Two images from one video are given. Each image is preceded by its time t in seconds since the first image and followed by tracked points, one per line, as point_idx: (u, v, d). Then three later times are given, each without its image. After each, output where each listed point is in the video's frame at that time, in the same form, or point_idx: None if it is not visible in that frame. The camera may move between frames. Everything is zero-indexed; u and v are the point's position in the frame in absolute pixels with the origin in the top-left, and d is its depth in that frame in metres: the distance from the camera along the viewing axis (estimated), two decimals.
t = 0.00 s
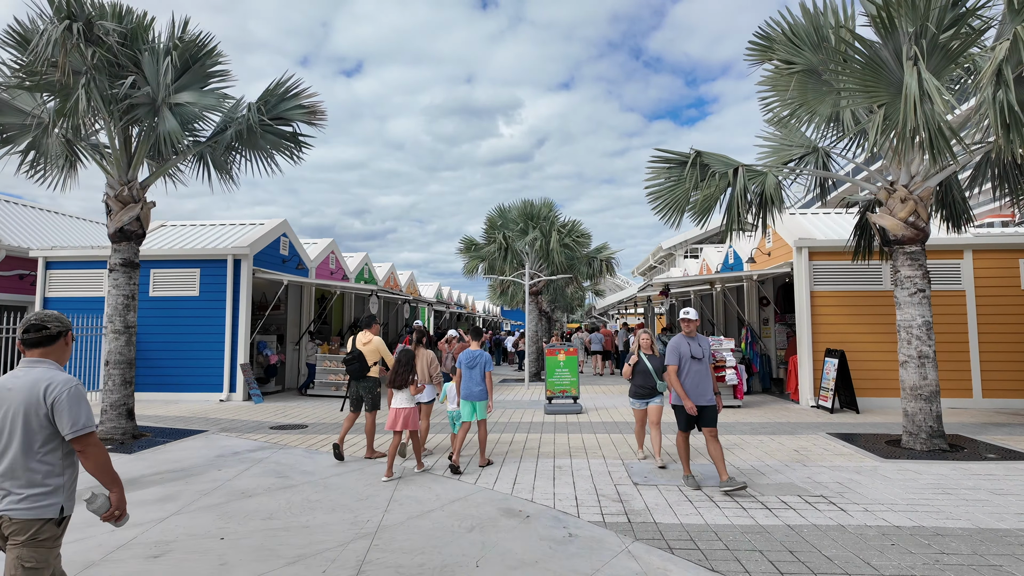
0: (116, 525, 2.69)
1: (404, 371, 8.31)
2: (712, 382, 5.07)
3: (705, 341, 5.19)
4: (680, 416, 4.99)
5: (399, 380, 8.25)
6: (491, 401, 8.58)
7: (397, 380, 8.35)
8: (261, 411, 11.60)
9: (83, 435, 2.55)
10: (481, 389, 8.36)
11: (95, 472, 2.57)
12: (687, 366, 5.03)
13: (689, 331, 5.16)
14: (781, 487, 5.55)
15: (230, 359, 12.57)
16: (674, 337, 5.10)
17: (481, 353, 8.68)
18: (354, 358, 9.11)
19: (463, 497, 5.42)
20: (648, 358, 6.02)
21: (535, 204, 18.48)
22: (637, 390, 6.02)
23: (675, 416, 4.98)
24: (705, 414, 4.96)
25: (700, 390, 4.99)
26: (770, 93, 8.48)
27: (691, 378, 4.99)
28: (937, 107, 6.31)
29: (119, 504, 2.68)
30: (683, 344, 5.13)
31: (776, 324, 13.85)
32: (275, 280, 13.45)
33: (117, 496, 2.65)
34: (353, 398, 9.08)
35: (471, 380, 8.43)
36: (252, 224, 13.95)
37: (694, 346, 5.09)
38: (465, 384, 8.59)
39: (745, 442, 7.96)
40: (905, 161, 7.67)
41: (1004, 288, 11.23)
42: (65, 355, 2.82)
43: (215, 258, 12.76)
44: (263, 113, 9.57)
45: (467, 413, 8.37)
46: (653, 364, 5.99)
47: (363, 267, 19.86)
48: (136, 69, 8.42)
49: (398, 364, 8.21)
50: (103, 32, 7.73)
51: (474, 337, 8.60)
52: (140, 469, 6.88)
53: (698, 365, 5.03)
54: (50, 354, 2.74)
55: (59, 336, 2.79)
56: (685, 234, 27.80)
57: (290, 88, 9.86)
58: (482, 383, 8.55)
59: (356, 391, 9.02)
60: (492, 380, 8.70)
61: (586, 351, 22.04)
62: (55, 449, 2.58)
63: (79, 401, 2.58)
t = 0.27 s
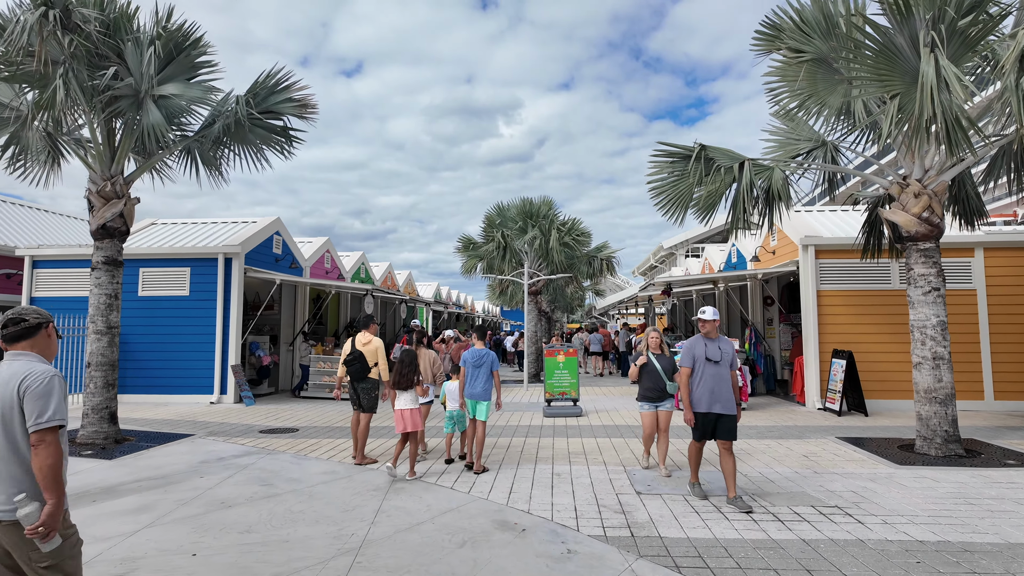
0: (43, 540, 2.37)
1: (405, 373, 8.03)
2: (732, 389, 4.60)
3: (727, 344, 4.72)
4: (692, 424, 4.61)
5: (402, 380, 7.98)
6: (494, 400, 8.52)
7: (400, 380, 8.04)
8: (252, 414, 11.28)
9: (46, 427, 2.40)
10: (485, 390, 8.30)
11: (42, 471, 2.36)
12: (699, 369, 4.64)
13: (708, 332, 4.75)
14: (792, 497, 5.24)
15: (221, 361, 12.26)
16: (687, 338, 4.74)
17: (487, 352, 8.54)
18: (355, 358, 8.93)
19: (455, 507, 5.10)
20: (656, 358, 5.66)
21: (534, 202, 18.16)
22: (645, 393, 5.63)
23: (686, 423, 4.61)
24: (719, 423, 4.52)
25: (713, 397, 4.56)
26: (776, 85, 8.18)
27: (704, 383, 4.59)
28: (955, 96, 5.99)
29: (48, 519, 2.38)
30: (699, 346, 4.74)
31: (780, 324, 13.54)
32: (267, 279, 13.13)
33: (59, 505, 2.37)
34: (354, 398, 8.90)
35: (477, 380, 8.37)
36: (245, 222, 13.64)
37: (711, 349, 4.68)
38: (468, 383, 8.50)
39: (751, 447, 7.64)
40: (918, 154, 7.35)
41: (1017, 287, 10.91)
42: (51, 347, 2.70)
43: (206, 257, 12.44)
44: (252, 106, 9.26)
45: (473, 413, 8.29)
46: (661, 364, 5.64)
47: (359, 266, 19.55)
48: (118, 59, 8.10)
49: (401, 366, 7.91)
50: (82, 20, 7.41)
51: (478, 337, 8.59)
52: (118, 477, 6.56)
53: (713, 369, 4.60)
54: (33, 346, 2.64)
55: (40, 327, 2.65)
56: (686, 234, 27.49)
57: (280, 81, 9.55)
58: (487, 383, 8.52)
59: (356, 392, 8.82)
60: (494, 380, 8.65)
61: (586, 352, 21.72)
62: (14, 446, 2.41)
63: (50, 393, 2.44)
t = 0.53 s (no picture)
0: None
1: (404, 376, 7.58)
2: (750, 391, 4.16)
3: (747, 342, 4.29)
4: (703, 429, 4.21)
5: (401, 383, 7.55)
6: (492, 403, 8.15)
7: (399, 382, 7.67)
8: (241, 416, 10.95)
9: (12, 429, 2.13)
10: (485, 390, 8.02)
11: None
12: (712, 369, 4.25)
13: (725, 329, 4.35)
14: (803, 507, 4.89)
15: (210, 361, 11.92)
16: (700, 335, 4.38)
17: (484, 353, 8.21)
18: (348, 360, 8.51)
19: (443, 519, 4.76)
20: (662, 360, 5.20)
21: (532, 199, 17.83)
22: (651, 399, 5.16)
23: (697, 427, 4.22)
24: (734, 429, 4.09)
25: (727, 399, 4.14)
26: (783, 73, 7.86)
27: (716, 383, 4.18)
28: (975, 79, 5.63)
29: None
30: (714, 344, 4.36)
31: (784, 323, 13.20)
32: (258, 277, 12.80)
33: None
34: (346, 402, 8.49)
35: (473, 382, 8.01)
36: (235, 219, 13.30)
37: (726, 347, 4.27)
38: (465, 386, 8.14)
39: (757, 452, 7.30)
40: (932, 143, 7.01)
41: None
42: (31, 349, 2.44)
43: (194, 254, 12.11)
44: (237, 96, 8.92)
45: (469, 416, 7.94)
46: (669, 367, 5.17)
47: (355, 265, 19.20)
48: (95, 47, 7.77)
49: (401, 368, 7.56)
50: (56, 4, 7.07)
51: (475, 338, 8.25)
52: (91, 484, 6.22)
53: (727, 369, 4.19)
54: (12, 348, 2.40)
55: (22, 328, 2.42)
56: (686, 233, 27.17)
57: (266, 70, 9.22)
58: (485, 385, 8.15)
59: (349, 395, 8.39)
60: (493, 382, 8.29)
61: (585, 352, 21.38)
62: None
63: (26, 395, 2.19)
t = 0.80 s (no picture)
0: None
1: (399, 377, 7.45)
2: (768, 402, 3.84)
3: (765, 346, 3.94)
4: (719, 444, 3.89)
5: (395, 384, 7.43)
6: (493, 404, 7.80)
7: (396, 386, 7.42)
8: (230, 420, 10.63)
9: (26, 449, 2.20)
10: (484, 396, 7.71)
11: (15, 500, 2.16)
12: (728, 378, 3.90)
13: (741, 333, 3.99)
14: (817, 523, 4.58)
15: (199, 363, 11.61)
16: (714, 340, 4.02)
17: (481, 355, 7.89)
18: (342, 363, 8.35)
19: (432, 537, 4.44)
20: (667, 367, 4.89)
21: (531, 198, 17.50)
22: (655, 408, 4.81)
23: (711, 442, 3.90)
24: (752, 444, 3.77)
25: (744, 411, 3.81)
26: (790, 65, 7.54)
27: (733, 394, 3.85)
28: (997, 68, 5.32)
29: (24, 552, 2.17)
30: (728, 350, 4.01)
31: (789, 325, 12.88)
32: (249, 277, 12.49)
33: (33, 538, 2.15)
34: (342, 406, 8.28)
35: (471, 384, 7.64)
36: (226, 218, 12.98)
37: (743, 354, 3.93)
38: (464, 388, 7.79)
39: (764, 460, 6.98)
40: (948, 137, 6.69)
41: None
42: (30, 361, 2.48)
43: (183, 254, 11.79)
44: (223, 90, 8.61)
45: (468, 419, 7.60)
46: (674, 374, 4.86)
47: (351, 265, 18.88)
48: (73, 38, 7.45)
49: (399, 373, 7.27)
50: None
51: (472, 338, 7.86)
52: (63, 495, 5.90)
53: (744, 378, 3.86)
54: (11, 358, 2.42)
55: (23, 339, 2.45)
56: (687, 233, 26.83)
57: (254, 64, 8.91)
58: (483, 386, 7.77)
59: (343, 399, 8.21)
60: (493, 383, 7.92)
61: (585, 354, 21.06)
62: None
63: (32, 413, 2.24)
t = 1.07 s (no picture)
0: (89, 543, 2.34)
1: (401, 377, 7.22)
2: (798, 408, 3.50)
3: (789, 345, 3.60)
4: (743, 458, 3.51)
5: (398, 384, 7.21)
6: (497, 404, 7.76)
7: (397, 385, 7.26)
8: (220, 421, 10.31)
9: (40, 441, 2.21)
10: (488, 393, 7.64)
11: (61, 482, 2.24)
12: (753, 383, 3.53)
13: (763, 331, 3.61)
14: (838, 535, 4.26)
15: (190, 362, 11.28)
16: (734, 340, 3.63)
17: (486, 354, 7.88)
18: (343, 363, 8.02)
19: (422, 549, 4.12)
20: (675, 367, 4.50)
21: (531, 194, 17.18)
22: (662, 412, 4.47)
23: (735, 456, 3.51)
24: (781, 455, 3.43)
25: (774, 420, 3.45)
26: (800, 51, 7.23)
27: (759, 401, 3.49)
28: None
29: (93, 518, 2.32)
30: (750, 351, 3.62)
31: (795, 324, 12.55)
32: (242, 274, 12.17)
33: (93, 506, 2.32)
34: (340, 405, 7.93)
35: (477, 384, 7.58)
36: (218, 214, 12.65)
37: (768, 355, 3.56)
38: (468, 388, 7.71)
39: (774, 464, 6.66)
40: (970, 124, 6.36)
41: None
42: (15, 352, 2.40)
43: (173, 250, 11.47)
44: (211, 78, 8.29)
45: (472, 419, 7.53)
46: (682, 374, 4.46)
47: (348, 263, 18.56)
48: (52, 21, 7.13)
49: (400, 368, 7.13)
50: None
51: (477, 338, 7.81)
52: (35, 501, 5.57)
53: (773, 382, 3.49)
54: None
55: (12, 331, 2.35)
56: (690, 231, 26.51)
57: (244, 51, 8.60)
58: (488, 387, 7.73)
59: (343, 398, 7.85)
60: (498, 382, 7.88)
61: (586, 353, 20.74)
62: None
63: (36, 404, 2.23)
